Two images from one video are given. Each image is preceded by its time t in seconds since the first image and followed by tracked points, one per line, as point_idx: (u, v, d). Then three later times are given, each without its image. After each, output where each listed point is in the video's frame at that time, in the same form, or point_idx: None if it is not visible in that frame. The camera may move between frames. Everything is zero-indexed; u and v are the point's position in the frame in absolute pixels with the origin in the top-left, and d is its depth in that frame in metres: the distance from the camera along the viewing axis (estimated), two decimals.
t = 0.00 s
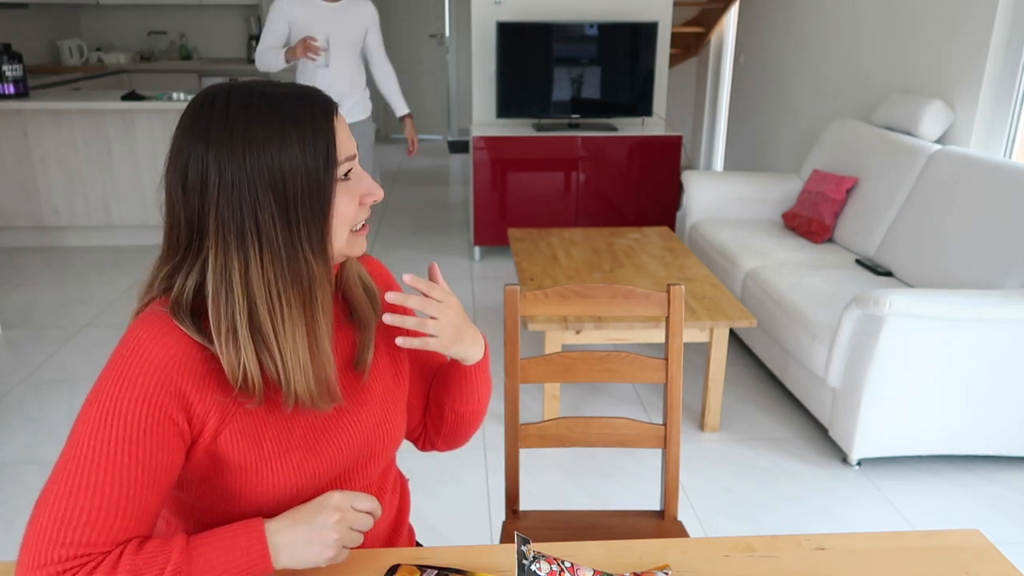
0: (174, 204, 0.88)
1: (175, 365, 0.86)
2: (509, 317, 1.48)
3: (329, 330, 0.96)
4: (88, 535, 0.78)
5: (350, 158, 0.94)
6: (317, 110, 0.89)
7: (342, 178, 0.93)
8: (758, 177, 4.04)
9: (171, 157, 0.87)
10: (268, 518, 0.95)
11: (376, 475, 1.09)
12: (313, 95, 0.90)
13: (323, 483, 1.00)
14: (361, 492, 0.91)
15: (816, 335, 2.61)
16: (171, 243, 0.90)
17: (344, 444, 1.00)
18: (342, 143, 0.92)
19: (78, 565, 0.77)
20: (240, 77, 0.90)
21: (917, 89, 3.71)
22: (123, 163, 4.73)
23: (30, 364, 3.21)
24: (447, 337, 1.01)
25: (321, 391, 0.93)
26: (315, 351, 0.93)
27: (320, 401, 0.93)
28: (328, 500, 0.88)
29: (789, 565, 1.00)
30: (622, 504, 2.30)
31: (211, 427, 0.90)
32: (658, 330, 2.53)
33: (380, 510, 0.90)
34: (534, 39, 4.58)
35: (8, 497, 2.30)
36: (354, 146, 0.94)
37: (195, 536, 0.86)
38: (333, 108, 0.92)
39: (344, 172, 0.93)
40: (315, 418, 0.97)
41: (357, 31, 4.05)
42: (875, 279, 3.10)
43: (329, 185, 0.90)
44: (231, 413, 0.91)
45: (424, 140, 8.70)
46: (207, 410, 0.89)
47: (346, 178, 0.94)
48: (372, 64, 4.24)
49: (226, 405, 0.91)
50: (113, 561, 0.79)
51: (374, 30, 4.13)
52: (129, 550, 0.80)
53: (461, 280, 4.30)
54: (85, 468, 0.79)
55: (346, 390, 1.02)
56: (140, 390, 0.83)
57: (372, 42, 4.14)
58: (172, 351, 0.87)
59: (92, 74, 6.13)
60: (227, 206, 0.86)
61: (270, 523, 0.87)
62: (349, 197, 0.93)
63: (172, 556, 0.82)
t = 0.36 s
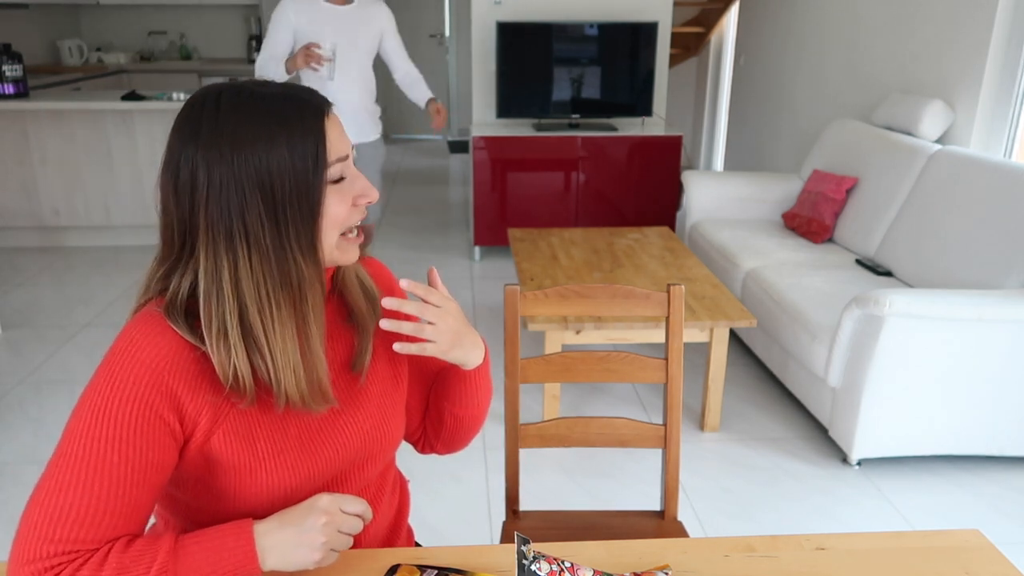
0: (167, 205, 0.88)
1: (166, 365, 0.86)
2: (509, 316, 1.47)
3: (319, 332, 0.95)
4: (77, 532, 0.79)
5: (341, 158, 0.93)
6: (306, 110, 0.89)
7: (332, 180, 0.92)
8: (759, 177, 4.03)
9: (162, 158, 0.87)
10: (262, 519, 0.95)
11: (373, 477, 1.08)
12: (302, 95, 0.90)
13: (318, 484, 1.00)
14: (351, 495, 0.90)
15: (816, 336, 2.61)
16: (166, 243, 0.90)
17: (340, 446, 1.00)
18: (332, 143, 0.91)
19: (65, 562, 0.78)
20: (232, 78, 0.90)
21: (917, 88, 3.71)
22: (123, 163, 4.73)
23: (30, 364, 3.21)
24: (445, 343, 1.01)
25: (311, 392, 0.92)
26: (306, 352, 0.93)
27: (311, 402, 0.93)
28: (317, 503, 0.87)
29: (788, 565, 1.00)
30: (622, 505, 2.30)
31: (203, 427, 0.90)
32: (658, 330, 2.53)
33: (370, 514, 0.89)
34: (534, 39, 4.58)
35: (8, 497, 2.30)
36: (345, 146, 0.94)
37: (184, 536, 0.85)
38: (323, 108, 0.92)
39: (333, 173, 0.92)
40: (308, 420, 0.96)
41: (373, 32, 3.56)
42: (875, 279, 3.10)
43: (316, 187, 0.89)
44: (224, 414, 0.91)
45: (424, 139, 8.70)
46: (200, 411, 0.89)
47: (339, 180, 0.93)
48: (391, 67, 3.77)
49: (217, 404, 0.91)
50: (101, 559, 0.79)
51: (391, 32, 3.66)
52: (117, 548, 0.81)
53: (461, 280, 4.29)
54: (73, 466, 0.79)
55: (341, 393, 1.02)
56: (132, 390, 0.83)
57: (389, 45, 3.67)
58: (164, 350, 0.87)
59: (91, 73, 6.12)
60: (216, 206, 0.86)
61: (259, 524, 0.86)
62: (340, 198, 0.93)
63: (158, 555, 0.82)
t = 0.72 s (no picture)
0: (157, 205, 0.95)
1: (143, 358, 0.92)
2: (509, 317, 1.47)
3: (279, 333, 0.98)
4: (47, 510, 0.84)
5: (290, 162, 0.96)
6: (267, 111, 0.93)
7: (277, 182, 0.95)
8: (759, 177, 4.04)
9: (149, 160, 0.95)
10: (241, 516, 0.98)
11: (366, 486, 1.09)
12: (269, 95, 0.95)
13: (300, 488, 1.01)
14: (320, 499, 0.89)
15: (816, 335, 2.61)
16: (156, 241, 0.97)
17: (319, 451, 1.01)
18: (278, 145, 0.94)
19: (32, 538, 0.83)
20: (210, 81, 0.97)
21: (916, 88, 3.72)
22: (122, 163, 4.73)
23: (30, 363, 3.21)
24: (444, 372, 0.99)
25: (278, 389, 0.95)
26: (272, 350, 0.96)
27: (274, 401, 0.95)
28: (280, 502, 0.88)
29: (788, 565, 1.00)
30: (622, 505, 2.30)
31: (181, 421, 0.95)
32: (658, 330, 2.53)
33: (335, 518, 0.88)
34: (534, 39, 4.58)
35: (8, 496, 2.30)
36: (300, 150, 0.96)
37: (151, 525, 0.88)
38: (279, 109, 0.95)
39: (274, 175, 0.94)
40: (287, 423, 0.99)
41: (395, 34, 2.95)
42: (875, 279, 3.10)
43: (254, 186, 0.92)
44: (203, 410, 0.95)
45: (425, 140, 8.74)
46: (176, 403, 0.94)
47: (286, 182, 0.96)
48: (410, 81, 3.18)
49: (193, 399, 0.95)
50: (66, 537, 0.84)
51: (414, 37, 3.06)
52: (83, 528, 0.86)
53: (461, 280, 4.30)
54: (48, 445, 0.86)
55: (330, 401, 1.03)
56: (110, 379, 0.90)
57: (411, 51, 3.06)
58: (144, 344, 0.93)
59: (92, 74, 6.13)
60: (178, 206, 0.92)
61: (224, 520, 0.87)
62: (285, 203, 0.95)
63: (120, 539, 0.86)
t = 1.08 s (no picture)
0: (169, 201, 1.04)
1: (123, 349, 0.99)
2: (509, 317, 1.47)
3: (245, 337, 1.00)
4: (28, 475, 0.95)
5: (249, 168, 0.98)
6: (236, 114, 0.97)
7: (238, 187, 0.98)
8: (759, 177, 4.03)
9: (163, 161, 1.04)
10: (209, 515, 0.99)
11: (347, 504, 1.07)
12: (242, 98, 0.99)
13: (271, 497, 1.01)
14: (247, 528, 0.90)
15: (816, 336, 2.61)
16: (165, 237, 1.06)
17: (291, 462, 1.00)
18: (238, 151, 0.97)
19: (10, 495, 0.94)
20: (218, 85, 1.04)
21: (917, 88, 3.72)
22: (122, 163, 4.73)
23: (30, 363, 3.20)
24: (422, 410, 0.93)
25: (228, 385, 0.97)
26: (227, 349, 0.98)
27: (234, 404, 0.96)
28: (207, 524, 0.90)
29: (788, 565, 1.00)
30: (622, 505, 2.30)
31: (155, 414, 1.00)
32: (659, 330, 2.53)
33: (257, 551, 0.90)
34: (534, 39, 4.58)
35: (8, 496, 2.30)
36: (261, 157, 0.98)
37: (106, 510, 0.96)
38: (246, 117, 0.98)
39: (231, 182, 0.97)
40: (257, 432, 0.99)
41: (447, 25, 2.46)
42: (875, 279, 3.10)
43: (212, 191, 0.97)
44: (177, 405, 1.00)
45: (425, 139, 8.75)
46: (150, 396, 0.99)
47: (247, 187, 0.98)
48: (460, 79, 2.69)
49: (164, 394, 0.99)
50: (33, 504, 0.94)
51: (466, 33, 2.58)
52: (50, 498, 0.95)
53: (462, 280, 4.29)
54: (37, 419, 0.96)
55: (308, 417, 1.01)
56: (93, 367, 0.98)
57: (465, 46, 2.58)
58: (125, 335, 0.99)
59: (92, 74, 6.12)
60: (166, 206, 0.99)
61: (164, 522, 0.93)
62: (245, 208, 0.97)
63: (74, 518, 0.94)
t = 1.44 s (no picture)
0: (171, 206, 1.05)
1: (121, 355, 0.99)
2: (509, 317, 1.48)
3: (238, 344, 1.00)
4: (34, 471, 0.97)
5: (235, 167, 0.97)
6: (225, 114, 0.97)
7: (226, 187, 0.97)
8: (759, 177, 4.03)
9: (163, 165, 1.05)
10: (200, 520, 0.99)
11: (342, 511, 1.07)
12: (230, 98, 0.98)
13: (265, 503, 1.01)
14: (217, 546, 0.90)
15: (816, 336, 2.61)
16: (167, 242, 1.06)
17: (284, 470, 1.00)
18: (224, 149, 0.97)
19: (18, 487, 0.97)
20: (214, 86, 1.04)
21: (917, 88, 3.72)
22: (122, 163, 4.73)
23: (31, 363, 3.20)
24: (411, 429, 0.92)
25: (220, 392, 0.96)
26: (219, 355, 0.98)
27: (226, 411, 0.96)
28: (179, 542, 0.90)
29: (788, 564, 1.00)
30: (622, 505, 2.30)
31: (150, 420, 1.00)
32: (659, 330, 2.53)
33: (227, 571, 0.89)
34: (534, 40, 4.59)
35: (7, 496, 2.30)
36: (246, 156, 0.97)
37: (107, 505, 0.97)
38: (232, 117, 0.98)
39: (219, 182, 0.97)
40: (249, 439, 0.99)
41: (506, 35, 2.12)
42: (875, 279, 3.10)
43: (201, 191, 0.97)
44: (171, 413, 1.00)
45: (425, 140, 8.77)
46: (145, 402, 0.99)
47: (235, 187, 0.98)
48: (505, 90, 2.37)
49: (159, 400, 0.99)
50: (34, 500, 0.96)
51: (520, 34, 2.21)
52: (55, 492, 0.97)
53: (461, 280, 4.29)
54: (45, 420, 0.98)
55: (301, 425, 1.01)
56: (92, 371, 0.99)
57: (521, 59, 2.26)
58: (121, 341, 1.00)
59: (92, 74, 6.12)
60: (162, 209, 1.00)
61: (150, 528, 0.93)
62: (232, 208, 0.97)
63: (73, 514, 0.95)
